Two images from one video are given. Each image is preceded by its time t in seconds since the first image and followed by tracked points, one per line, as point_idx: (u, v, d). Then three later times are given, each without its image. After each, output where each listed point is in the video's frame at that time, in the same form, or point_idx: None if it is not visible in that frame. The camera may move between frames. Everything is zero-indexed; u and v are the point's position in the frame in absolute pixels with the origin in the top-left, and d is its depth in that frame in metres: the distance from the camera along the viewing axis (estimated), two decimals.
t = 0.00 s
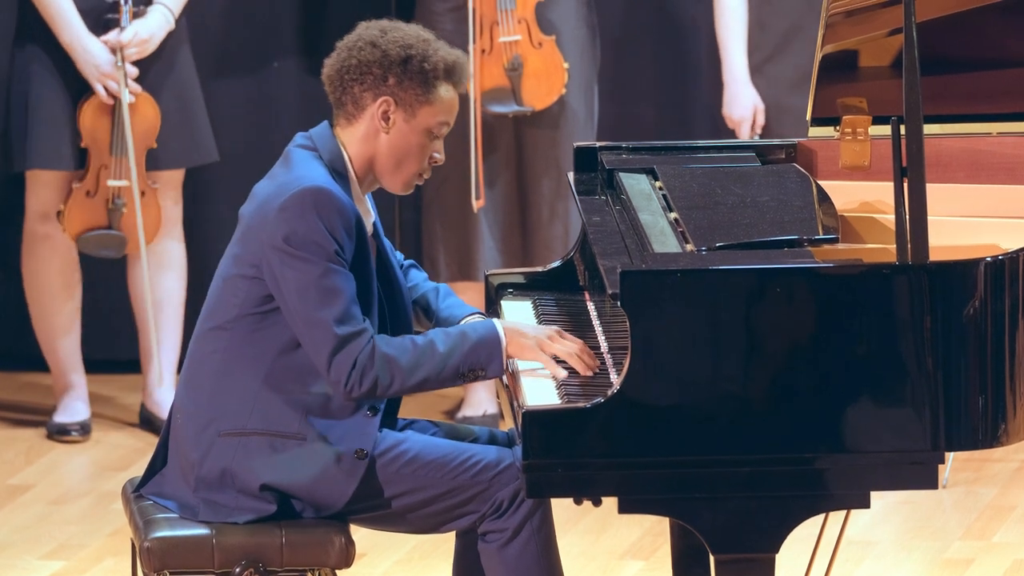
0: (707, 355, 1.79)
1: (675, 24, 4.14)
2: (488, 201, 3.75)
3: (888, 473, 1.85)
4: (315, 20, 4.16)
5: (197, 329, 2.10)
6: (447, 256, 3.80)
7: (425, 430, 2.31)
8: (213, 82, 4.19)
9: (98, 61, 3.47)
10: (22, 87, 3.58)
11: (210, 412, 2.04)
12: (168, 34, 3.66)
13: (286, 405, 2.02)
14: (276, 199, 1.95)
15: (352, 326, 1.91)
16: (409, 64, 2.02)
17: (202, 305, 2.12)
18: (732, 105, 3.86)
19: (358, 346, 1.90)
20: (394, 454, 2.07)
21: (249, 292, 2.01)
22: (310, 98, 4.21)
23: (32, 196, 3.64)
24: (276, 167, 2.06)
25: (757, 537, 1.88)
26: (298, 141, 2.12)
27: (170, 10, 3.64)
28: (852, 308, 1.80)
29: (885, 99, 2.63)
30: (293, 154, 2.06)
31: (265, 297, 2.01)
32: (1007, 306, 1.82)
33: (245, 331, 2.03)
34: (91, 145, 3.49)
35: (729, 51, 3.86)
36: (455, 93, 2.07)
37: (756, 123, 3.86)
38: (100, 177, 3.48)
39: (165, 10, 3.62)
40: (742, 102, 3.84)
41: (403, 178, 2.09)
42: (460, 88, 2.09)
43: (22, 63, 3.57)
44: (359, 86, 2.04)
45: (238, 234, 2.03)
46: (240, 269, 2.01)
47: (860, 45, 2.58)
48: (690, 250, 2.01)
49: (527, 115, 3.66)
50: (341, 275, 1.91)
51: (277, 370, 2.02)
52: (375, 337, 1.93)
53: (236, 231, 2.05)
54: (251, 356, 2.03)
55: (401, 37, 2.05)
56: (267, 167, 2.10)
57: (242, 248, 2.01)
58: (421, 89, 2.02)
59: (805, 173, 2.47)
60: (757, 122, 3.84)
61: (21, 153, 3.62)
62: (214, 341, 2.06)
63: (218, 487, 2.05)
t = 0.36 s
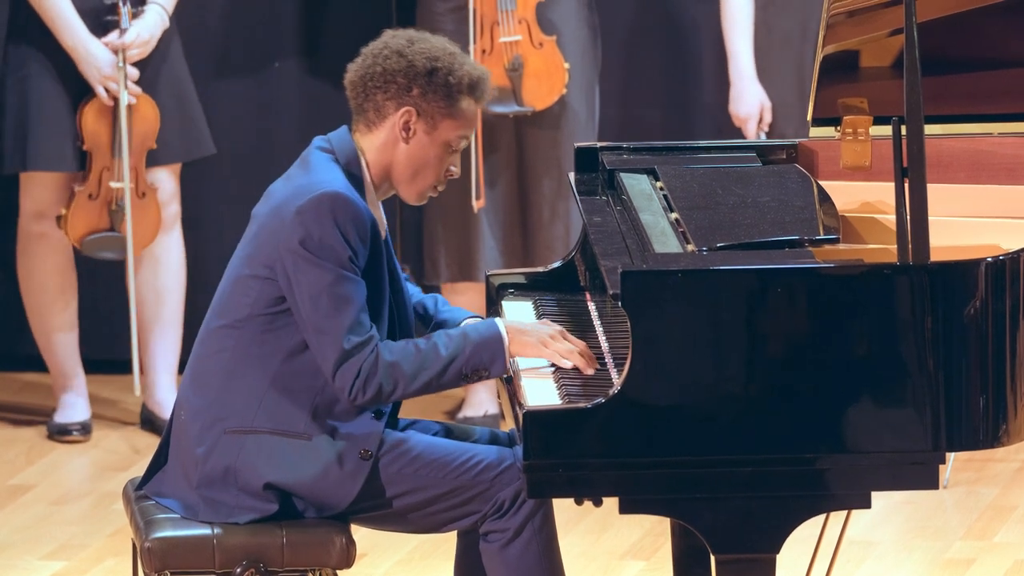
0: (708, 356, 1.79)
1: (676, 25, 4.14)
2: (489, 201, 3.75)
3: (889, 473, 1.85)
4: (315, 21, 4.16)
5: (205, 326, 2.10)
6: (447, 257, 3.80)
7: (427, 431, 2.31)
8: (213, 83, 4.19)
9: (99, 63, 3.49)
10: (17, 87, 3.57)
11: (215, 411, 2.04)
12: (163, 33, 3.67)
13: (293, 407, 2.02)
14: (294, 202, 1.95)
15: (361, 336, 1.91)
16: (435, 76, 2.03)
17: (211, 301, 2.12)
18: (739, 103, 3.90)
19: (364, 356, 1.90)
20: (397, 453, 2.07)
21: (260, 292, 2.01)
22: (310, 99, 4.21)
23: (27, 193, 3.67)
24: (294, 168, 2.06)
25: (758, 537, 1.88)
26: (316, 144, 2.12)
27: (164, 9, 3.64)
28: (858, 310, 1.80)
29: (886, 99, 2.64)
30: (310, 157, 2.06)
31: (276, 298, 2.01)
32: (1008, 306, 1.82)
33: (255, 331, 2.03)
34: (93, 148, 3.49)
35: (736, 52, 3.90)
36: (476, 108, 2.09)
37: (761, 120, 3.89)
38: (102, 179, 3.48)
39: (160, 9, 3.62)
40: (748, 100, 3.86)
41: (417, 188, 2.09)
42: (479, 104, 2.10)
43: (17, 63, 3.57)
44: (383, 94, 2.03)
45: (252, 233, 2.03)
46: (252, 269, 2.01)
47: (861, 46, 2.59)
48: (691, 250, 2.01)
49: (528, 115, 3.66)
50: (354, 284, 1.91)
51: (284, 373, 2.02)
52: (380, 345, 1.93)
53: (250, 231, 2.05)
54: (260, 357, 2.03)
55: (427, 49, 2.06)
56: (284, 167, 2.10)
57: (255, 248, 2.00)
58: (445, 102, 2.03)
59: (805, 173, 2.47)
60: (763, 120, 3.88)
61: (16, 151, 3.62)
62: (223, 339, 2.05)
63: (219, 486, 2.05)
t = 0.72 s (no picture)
0: (708, 355, 1.79)
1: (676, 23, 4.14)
2: (489, 199, 3.75)
3: (889, 471, 1.85)
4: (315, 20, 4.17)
5: (213, 324, 2.10)
6: (448, 255, 3.80)
7: (430, 428, 2.31)
8: (213, 82, 4.19)
9: (96, 62, 3.48)
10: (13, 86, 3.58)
11: (220, 410, 2.04)
12: (156, 31, 3.68)
13: (297, 410, 2.02)
14: (309, 203, 1.95)
15: (357, 333, 1.89)
16: (454, 81, 2.02)
17: (219, 301, 2.12)
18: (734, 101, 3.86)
19: (356, 352, 1.88)
20: (399, 450, 2.07)
21: (270, 293, 2.00)
22: (310, 98, 4.21)
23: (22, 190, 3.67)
24: (309, 170, 2.07)
25: (758, 536, 1.88)
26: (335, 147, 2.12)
27: (156, 6, 3.65)
28: (861, 310, 1.80)
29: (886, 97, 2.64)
30: (327, 161, 2.07)
31: (284, 300, 2.00)
32: (1008, 305, 1.82)
33: (263, 331, 2.02)
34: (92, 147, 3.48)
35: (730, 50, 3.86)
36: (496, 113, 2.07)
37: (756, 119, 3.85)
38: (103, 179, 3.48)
39: (151, 7, 3.63)
40: (743, 98, 3.83)
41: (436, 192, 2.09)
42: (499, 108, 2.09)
43: (13, 61, 3.58)
44: (401, 99, 2.03)
45: (264, 233, 2.03)
46: (262, 269, 2.01)
47: (861, 43, 2.59)
48: (692, 248, 2.01)
49: (528, 114, 3.66)
50: (360, 285, 1.90)
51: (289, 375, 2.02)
52: (376, 345, 1.91)
53: (262, 231, 2.05)
54: (265, 358, 2.02)
55: (446, 53, 2.04)
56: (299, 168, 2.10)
57: (266, 248, 2.00)
58: (464, 107, 2.02)
59: (806, 171, 2.47)
60: (758, 119, 3.84)
61: (11, 150, 3.62)
62: (230, 339, 2.05)
63: (220, 485, 2.05)
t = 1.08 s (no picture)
0: (709, 353, 1.79)
1: (676, 22, 4.14)
2: (490, 198, 3.75)
3: (889, 470, 1.85)
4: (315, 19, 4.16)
5: (218, 324, 2.10)
6: (449, 254, 3.79)
7: (432, 427, 2.31)
8: (213, 81, 4.19)
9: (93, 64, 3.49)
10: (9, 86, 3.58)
11: (222, 410, 2.04)
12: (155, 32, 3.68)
13: (301, 411, 2.02)
14: (318, 204, 1.95)
15: (358, 328, 1.88)
16: (461, 80, 2.02)
17: (224, 301, 2.12)
18: (726, 101, 3.89)
19: (355, 345, 1.87)
20: (401, 448, 2.07)
21: (276, 293, 2.00)
22: (310, 97, 4.21)
23: (19, 190, 3.67)
24: (316, 171, 2.07)
25: (759, 534, 1.88)
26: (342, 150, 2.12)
27: (155, 8, 3.65)
28: (863, 310, 1.80)
29: (885, 95, 2.64)
30: (335, 162, 2.07)
31: (289, 301, 2.00)
32: (1008, 303, 1.82)
33: (267, 332, 2.02)
34: (98, 150, 3.47)
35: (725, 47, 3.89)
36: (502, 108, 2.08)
37: (749, 118, 3.88)
38: (111, 181, 3.47)
39: (150, 8, 3.63)
40: (735, 98, 3.86)
41: (446, 191, 2.09)
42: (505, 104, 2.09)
43: (7, 61, 3.58)
44: (409, 99, 2.03)
45: (271, 233, 2.03)
46: (268, 269, 2.00)
47: (861, 42, 2.57)
48: (692, 247, 2.01)
49: (529, 112, 3.66)
50: (365, 284, 1.90)
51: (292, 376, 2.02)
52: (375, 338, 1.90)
53: (269, 232, 2.05)
54: (269, 358, 2.02)
55: (452, 51, 2.04)
56: (306, 170, 2.10)
57: (272, 248, 2.00)
58: (472, 105, 2.02)
59: (806, 170, 2.47)
60: (750, 119, 3.87)
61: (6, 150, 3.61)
62: (234, 339, 2.05)
63: (222, 484, 2.05)
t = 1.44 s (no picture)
0: (709, 354, 1.79)
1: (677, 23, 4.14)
2: (491, 198, 3.76)
3: (890, 470, 1.85)
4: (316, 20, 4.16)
5: (216, 327, 2.09)
6: (449, 254, 3.80)
7: (433, 429, 2.31)
8: (213, 82, 4.19)
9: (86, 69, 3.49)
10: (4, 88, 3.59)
11: (221, 414, 2.04)
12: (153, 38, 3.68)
13: (299, 415, 2.02)
14: (312, 208, 1.95)
15: (353, 335, 1.88)
16: (450, 75, 2.02)
17: (222, 304, 2.11)
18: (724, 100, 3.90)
19: (351, 353, 1.87)
20: (401, 451, 2.07)
21: (273, 298, 2.00)
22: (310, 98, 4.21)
23: (15, 191, 3.67)
24: (312, 172, 2.07)
25: (759, 535, 1.88)
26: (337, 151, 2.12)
27: (154, 15, 3.65)
28: (861, 313, 1.80)
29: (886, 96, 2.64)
30: (331, 163, 2.06)
31: (286, 305, 2.00)
32: (1009, 303, 1.82)
33: (265, 337, 2.02)
34: (92, 156, 3.47)
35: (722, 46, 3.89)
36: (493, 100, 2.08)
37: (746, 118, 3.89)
38: (104, 187, 3.47)
39: (149, 15, 3.63)
40: (733, 97, 3.87)
41: (442, 186, 2.10)
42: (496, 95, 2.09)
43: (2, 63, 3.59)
44: (399, 98, 2.03)
45: (267, 237, 2.02)
46: (263, 273, 2.00)
47: (861, 43, 2.58)
48: (693, 247, 2.01)
49: (529, 112, 3.66)
50: (360, 290, 1.89)
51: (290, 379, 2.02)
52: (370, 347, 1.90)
53: (265, 235, 2.04)
54: (267, 362, 2.02)
55: (440, 46, 2.04)
56: (302, 171, 2.10)
57: (267, 252, 2.00)
58: (463, 100, 2.02)
59: (807, 170, 2.46)
60: (747, 119, 3.88)
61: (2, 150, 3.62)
62: (232, 343, 2.05)
63: (222, 486, 2.05)
